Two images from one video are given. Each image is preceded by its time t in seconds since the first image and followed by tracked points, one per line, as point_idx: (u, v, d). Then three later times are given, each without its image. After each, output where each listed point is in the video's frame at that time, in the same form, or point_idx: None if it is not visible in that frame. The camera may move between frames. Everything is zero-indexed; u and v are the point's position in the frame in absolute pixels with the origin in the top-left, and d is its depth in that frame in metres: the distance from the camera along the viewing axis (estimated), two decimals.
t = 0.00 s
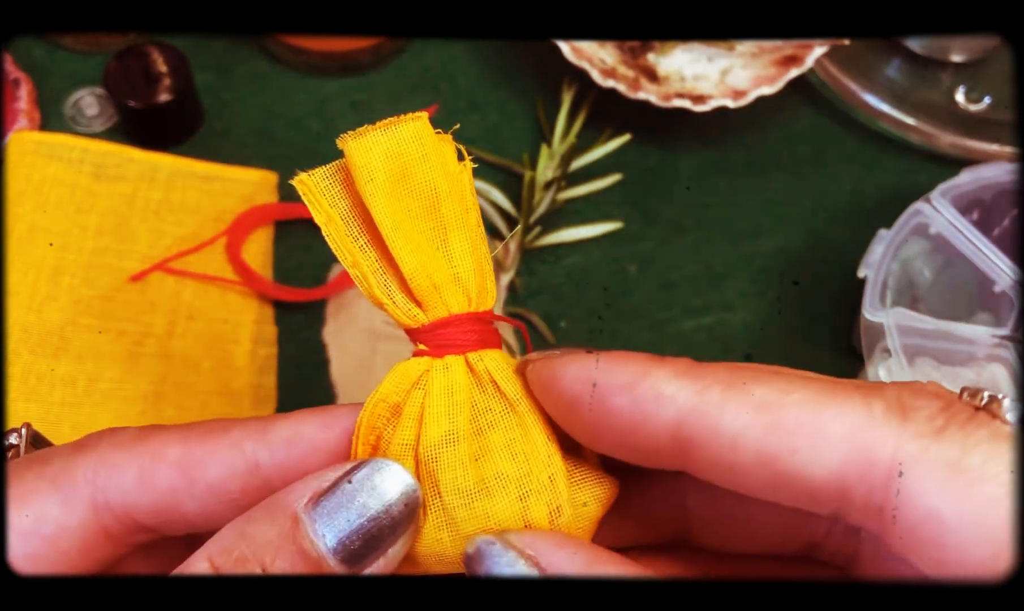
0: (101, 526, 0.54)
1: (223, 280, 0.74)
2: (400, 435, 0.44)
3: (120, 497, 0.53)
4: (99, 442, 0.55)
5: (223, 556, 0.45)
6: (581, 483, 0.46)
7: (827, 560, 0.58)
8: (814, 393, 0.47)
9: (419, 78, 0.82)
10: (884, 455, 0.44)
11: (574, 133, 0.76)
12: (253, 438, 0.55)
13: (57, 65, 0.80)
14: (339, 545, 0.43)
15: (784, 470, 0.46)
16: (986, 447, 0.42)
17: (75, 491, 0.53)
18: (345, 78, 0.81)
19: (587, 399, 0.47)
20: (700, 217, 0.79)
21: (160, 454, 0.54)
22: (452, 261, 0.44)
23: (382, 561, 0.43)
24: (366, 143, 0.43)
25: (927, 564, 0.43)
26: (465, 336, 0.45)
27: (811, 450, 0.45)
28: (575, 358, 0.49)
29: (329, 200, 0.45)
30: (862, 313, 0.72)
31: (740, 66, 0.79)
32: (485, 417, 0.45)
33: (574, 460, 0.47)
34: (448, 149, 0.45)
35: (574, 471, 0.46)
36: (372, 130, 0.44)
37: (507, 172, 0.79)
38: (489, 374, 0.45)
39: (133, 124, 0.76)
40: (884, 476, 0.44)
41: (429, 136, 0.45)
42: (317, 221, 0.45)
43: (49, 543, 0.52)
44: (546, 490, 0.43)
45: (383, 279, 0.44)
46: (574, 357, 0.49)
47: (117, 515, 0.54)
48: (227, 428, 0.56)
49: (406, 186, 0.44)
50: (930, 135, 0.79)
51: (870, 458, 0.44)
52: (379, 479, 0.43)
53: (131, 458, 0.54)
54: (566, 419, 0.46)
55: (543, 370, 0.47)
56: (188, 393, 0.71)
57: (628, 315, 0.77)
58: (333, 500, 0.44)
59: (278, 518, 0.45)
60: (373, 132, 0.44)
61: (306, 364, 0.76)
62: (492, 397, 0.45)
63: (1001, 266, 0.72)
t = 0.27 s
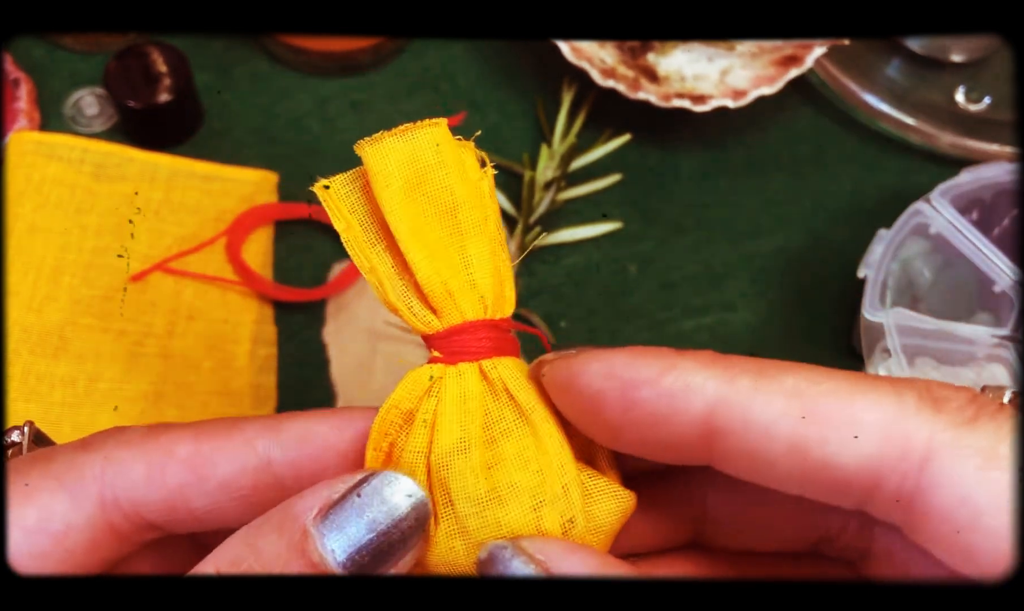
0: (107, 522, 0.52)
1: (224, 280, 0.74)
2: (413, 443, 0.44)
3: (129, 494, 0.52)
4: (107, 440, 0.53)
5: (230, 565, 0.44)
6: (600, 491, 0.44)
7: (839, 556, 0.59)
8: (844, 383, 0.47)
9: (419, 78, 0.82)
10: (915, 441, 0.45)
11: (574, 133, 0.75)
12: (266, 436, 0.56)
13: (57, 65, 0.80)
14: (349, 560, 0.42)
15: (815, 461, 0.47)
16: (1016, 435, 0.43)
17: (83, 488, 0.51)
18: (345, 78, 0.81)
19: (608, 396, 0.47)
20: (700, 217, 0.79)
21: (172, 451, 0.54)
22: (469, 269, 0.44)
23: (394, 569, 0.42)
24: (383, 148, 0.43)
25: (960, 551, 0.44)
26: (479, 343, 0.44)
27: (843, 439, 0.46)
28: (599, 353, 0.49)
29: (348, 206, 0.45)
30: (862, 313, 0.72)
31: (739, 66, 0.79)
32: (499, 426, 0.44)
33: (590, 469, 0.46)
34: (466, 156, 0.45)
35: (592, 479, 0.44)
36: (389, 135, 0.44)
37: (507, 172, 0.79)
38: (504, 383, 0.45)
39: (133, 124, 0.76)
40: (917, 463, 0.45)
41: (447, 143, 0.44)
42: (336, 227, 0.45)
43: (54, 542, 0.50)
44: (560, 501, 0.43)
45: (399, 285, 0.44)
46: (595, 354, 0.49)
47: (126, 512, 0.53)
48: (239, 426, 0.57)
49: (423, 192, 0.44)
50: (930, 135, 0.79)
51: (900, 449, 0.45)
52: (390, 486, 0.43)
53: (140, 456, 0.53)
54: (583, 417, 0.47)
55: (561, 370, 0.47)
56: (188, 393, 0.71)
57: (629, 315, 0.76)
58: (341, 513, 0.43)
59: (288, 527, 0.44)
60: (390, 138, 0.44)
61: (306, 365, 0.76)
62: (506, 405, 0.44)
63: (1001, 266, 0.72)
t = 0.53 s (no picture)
0: (68, 490, 0.53)
1: (224, 280, 0.74)
2: (448, 419, 0.44)
3: (88, 459, 0.53)
4: (58, 412, 0.54)
5: (207, 565, 0.44)
6: (633, 473, 0.45)
7: (856, 551, 0.60)
8: (889, 372, 0.49)
9: (419, 78, 0.82)
10: (956, 432, 0.47)
11: (574, 133, 0.76)
12: (214, 377, 0.56)
13: (57, 64, 0.80)
14: (323, 560, 0.43)
15: (855, 446, 0.48)
16: None
17: (38, 461, 0.52)
18: (345, 78, 0.82)
19: (649, 379, 0.49)
20: (700, 216, 0.79)
21: (121, 410, 0.54)
22: (507, 247, 0.45)
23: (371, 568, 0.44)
24: (429, 124, 0.44)
25: (996, 540, 0.46)
26: (515, 322, 0.45)
27: (884, 424, 0.47)
28: (644, 336, 0.50)
29: (389, 180, 0.46)
30: (862, 314, 0.72)
31: (739, 66, 0.79)
32: (533, 404, 0.45)
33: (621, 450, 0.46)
34: (508, 136, 0.46)
35: (625, 462, 0.45)
36: (435, 112, 0.45)
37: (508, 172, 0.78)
38: (539, 362, 0.45)
39: (133, 124, 0.76)
40: (957, 454, 0.47)
41: (491, 122, 0.45)
42: (377, 200, 0.46)
43: (18, 514, 0.51)
44: (593, 480, 0.43)
45: (437, 261, 0.45)
46: (641, 337, 0.51)
47: (84, 477, 0.53)
48: (187, 374, 0.56)
49: (464, 167, 0.45)
50: (931, 135, 0.79)
51: (940, 439, 0.47)
52: (359, 486, 0.44)
53: (91, 419, 0.53)
54: (625, 398, 0.48)
55: (602, 352, 0.49)
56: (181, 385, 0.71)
57: (629, 315, 0.76)
58: (315, 512, 0.44)
59: (260, 527, 0.44)
60: (435, 114, 0.44)
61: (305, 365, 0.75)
62: (542, 385, 0.45)
63: (1001, 267, 0.72)
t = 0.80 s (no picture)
0: (96, 504, 0.52)
1: (223, 280, 0.74)
2: (437, 430, 0.44)
3: (117, 472, 0.52)
4: (85, 424, 0.53)
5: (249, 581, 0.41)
6: (622, 482, 0.44)
7: (847, 557, 0.60)
8: (877, 379, 0.48)
9: (419, 78, 0.82)
10: (944, 437, 0.46)
11: (574, 133, 0.76)
12: (246, 395, 0.55)
13: (57, 64, 0.80)
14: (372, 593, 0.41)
15: (843, 453, 0.47)
16: None
17: (65, 473, 0.51)
18: (345, 78, 0.81)
19: (637, 388, 0.48)
20: (700, 216, 0.79)
21: (152, 425, 0.53)
22: (495, 257, 0.44)
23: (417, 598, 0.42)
24: (413, 136, 0.44)
25: (987, 545, 0.45)
26: (504, 332, 0.45)
27: (873, 430, 0.47)
28: (632, 345, 0.49)
29: (375, 192, 0.45)
30: (862, 314, 0.72)
31: (739, 66, 0.79)
32: (522, 414, 0.44)
33: (610, 458, 0.46)
34: (495, 145, 0.46)
35: (614, 470, 0.44)
36: (421, 123, 0.44)
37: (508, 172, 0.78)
38: (528, 372, 0.45)
39: (133, 124, 0.76)
40: (945, 459, 0.46)
41: (477, 132, 0.45)
42: (363, 212, 0.46)
43: (45, 528, 0.50)
44: (583, 490, 0.42)
45: (424, 272, 0.45)
46: (630, 345, 0.50)
47: (113, 490, 0.52)
48: (220, 389, 0.56)
49: (451, 179, 0.44)
50: (931, 135, 0.79)
51: (928, 445, 0.46)
52: (411, 521, 0.42)
53: (121, 433, 0.52)
54: (614, 407, 0.47)
55: (589, 361, 0.48)
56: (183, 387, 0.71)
57: (629, 315, 0.76)
58: (365, 546, 0.41)
59: (309, 554, 0.41)
60: (421, 125, 0.44)
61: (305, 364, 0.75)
62: (532, 395, 0.45)
63: (1001, 267, 0.72)
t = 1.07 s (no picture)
0: (96, 513, 0.51)
1: (223, 280, 0.74)
2: (420, 439, 0.43)
3: (117, 481, 0.51)
4: (91, 430, 0.52)
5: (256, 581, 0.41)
6: (605, 488, 0.43)
7: (833, 559, 0.59)
8: (855, 383, 0.47)
9: (419, 78, 0.82)
10: (922, 441, 0.45)
11: (574, 133, 0.76)
12: (251, 407, 0.55)
13: (57, 65, 0.80)
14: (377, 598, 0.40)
15: (821, 458, 0.46)
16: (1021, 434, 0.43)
17: (67, 480, 0.51)
18: (345, 78, 0.81)
19: (619, 395, 0.46)
20: (699, 216, 0.79)
21: (154, 435, 0.53)
22: (476, 264, 0.44)
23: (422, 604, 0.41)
24: (392, 145, 0.44)
25: (964, 550, 0.43)
26: (487, 339, 0.44)
27: (852, 435, 0.46)
28: (611, 350, 0.48)
29: (355, 201, 0.45)
30: (862, 314, 0.72)
31: (739, 66, 0.79)
32: (505, 422, 0.44)
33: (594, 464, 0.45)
34: (474, 152, 0.45)
35: (598, 476, 0.44)
36: (400, 132, 0.44)
37: (507, 172, 0.79)
38: (511, 379, 0.45)
39: (133, 124, 0.76)
40: (922, 463, 0.45)
41: (457, 140, 0.45)
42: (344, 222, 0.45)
43: (44, 535, 0.49)
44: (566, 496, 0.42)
45: (406, 281, 0.44)
46: (608, 350, 0.48)
47: (113, 500, 0.52)
48: (225, 401, 0.55)
49: (432, 187, 0.44)
50: (931, 135, 0.79)
51: (907, 450, 0.45)
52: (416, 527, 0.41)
53: (124, 441, 0.52)
54: (595, 414, 0.46)
55: (569, 367, 0.46)
56: (184, 388, 0.71)
57: (629, 315, 0.76)
58: (371, 552, 0.40)
59: (311, 559, 0.40)
60: (400, 134, 0.44)
61: (306, 364, 0.75)
62: (515, 403, 0.44)
63: (1001, 266, 0.72)
